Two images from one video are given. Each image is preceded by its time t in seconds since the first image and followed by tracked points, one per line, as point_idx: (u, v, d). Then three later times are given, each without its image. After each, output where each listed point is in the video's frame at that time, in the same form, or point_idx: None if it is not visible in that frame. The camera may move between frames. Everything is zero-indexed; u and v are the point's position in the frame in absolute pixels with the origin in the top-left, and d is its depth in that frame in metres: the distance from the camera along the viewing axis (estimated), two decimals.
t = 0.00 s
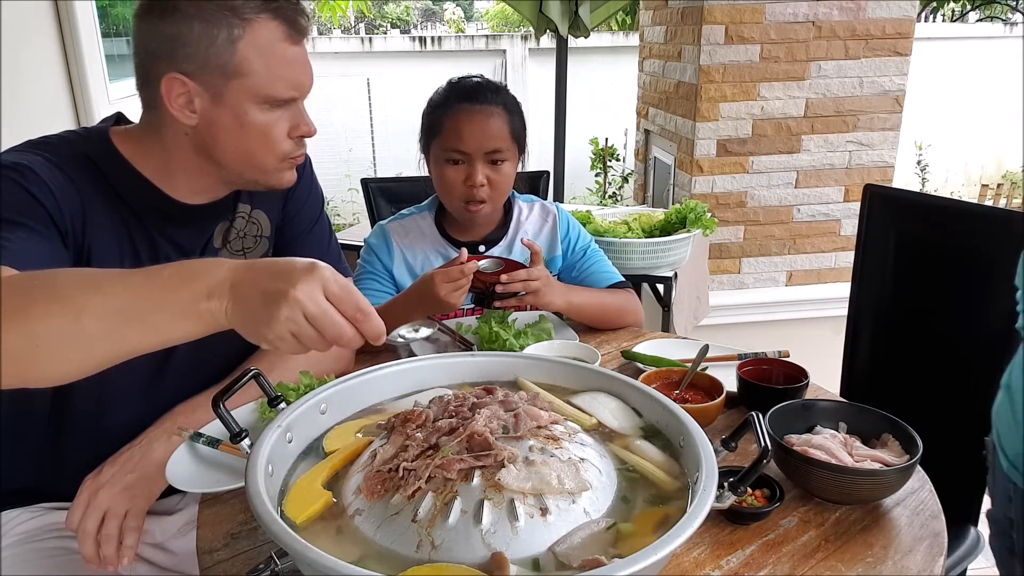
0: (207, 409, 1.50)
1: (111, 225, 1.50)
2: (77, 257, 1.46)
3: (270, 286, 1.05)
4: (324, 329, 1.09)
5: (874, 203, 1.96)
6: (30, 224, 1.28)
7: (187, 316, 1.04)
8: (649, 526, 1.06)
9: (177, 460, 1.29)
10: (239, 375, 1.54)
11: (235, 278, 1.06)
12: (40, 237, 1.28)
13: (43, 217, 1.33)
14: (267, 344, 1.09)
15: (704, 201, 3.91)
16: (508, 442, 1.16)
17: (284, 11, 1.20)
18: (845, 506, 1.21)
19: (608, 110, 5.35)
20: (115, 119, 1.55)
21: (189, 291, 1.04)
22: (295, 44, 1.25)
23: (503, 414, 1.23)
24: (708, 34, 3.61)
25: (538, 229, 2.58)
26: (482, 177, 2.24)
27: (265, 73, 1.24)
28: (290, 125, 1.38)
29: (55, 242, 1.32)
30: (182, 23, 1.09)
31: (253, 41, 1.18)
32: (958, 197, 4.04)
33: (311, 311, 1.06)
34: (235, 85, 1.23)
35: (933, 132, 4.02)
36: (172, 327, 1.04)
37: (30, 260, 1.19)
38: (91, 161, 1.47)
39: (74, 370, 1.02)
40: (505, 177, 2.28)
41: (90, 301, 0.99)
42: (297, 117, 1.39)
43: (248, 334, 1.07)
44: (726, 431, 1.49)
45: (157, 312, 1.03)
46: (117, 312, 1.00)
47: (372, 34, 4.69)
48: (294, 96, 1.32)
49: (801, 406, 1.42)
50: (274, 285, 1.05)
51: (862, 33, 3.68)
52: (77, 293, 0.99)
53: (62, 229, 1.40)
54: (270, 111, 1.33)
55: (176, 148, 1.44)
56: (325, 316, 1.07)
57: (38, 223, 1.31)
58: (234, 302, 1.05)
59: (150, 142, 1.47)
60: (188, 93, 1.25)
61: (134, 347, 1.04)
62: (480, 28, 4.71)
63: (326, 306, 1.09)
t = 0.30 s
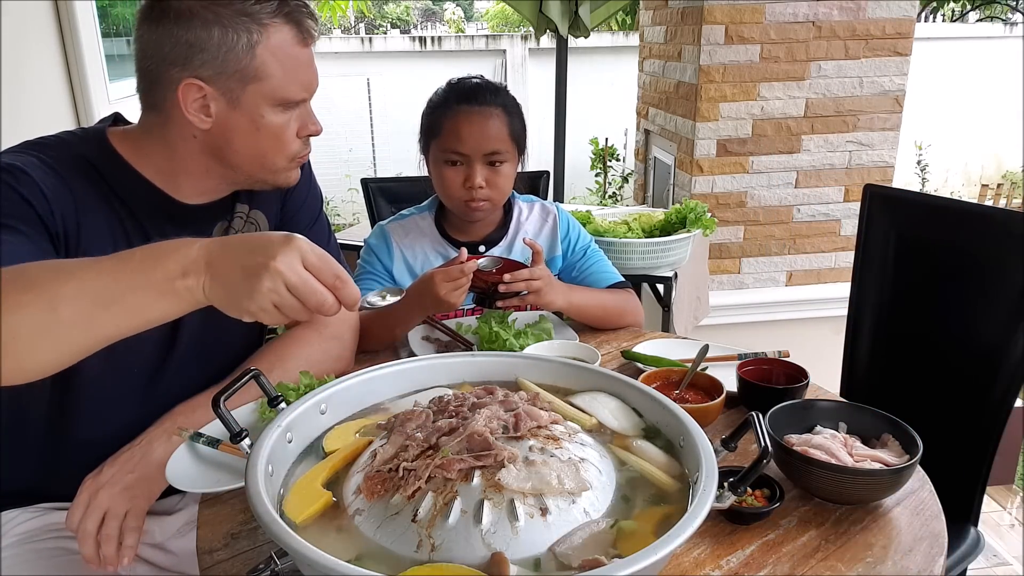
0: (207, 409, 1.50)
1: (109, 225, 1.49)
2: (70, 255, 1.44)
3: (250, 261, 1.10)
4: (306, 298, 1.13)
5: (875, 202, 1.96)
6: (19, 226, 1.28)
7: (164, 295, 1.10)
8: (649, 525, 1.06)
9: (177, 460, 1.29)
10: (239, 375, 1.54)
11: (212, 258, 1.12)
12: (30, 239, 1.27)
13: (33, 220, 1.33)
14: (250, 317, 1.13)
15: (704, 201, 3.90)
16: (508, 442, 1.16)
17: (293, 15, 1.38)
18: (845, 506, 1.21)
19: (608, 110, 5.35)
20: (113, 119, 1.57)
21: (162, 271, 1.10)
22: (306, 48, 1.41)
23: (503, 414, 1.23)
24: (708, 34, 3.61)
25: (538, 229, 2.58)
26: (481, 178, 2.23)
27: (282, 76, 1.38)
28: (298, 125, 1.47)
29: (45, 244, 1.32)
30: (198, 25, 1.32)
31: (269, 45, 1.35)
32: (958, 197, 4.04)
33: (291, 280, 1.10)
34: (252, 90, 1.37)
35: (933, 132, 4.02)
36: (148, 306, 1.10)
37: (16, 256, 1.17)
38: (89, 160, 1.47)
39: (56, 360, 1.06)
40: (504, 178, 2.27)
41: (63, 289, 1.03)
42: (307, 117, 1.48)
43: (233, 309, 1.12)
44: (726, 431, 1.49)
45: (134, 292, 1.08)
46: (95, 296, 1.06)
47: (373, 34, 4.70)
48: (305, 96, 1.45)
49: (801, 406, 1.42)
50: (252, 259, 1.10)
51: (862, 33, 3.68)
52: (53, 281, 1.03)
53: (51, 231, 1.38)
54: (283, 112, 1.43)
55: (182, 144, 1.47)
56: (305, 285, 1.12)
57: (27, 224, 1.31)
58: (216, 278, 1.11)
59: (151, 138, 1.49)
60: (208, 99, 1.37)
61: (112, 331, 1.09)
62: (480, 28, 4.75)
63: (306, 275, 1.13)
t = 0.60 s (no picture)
0: (207, 409, 1.50)
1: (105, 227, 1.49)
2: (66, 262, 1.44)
3: (234, 265, 1.13)
4: (289, 300, 1.19)
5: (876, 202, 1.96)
6: (11, 231, 1.28)
7: (148, 299, 1.10)
8: (650, 525, 1.06)
9: (177, 460, 1.29)
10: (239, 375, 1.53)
11: (193, 262, 1.13)
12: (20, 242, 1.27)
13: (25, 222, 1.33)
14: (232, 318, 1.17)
15: (704, 201, 3.90)
16: (508, 442, 1.16)
17: (291, 23, 1.30)
18: (845, 506, 1.21)
19: (608, 110, 5.35)
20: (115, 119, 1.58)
21: (145, 275, 1.10)
22: (299, 56, 1.34)
23: (503, 414, 1.23)
24: (708, 35, 3.61)
25: (538, 229, 2.58)
26: (480, 178, 2.23)
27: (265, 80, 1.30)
28: (285, 135, 1.44)
29: (37, 248, 1.32)
30: (187, 20, 1.21)
31: (255, 47, 1.26)
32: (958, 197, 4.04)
33: (277, 285, 1.16)
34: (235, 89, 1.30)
35: (933, 132, 4.02)
36: (132, 311, 1.10)
37: (6, 262, 1.17)
38: (88, 161, 1.47)
39: (43, 364, 1.05)
40: (502, 179, 2.28)
41: (47, 294, 1.03)
42: (295, 129, 1.44)
43: (216, 312, 1.15)
44: (726, 431, 1.49)
45: (116, 298, 1.08)
46: (79, 300, 1.05)
47: (373, 34, 4.70)
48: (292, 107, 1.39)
49: (801, 406, 1.42)
50: (237, 264, 1.13)
51: (862, 33, 3.68)
52: (37, 287, 1.03)
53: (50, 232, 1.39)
54: (264, 119, 1.38)
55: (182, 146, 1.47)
56: (289, 289, 1.18)
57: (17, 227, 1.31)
58: (200, 283, 1.13)
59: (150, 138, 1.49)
60: (185, 93, 1.32)
61: (108, 331, 1.10)
62: (479, 28, 4.73)
63: (287, 277, 1.18)
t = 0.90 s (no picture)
0: (207, 409, 1.50)
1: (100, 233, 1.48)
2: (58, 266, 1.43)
3: (211, 266, 1.13)
4: (271, 295, 1.19)
5: (875, 203, 1.96)
6: None
7: (122, 303, 1.10)
8: (650, 525, 1.06)
9: (177, 460, 1.29)
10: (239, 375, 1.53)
11: (168, 265, 1.13)
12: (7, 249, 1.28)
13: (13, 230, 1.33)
14: (213, 319, 1.16)
15: (704, 201, 3.90)
16: (508, 442, 1.16)
17: (254, 25, 1.30)
18: (845, 506, 1.21)
19: (608, 110, 5.35)
20: (113, 122, 1.58)
21: (118, 280, 1.10)
22: (259, 63, 1.29)
23: (503, 414, 1.23)
24: (708, 35, 3.61)
25: (538, 229, 2.58)
26: (480, 181, 2.23)
27: (216, 83, 1.28)
28: (244, 146, 1.36)
29: (23, 257, 1.33)
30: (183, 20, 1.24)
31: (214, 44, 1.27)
32: (958, 197, 4.04)
33: (256, 280, 1.16)
34: (188, 90, 1.30)
35: (933, 132, 4.02)
36: (107, 315, 1.10)
37: None
38: (86, 164, 1.47)
39: (31, 367, 1.07)
40: (502, 182, 2.27)
41: (22, 300, 1.03)
42: (255, 142, 1.36)
43: (196, 313, 1.15)
44: (726, 431, 1.49)
45: (93, 302, 1.08)
46: (53, 308, 1.05)
47: (373, 35, 4.70)
48: (247, 115, 1.31)
49: (801, 406, 1.42)
50: (213, 264, 1.13)
51: (862, 33, 3.68)
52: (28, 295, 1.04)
53: (41, 239, 1.40)
54: (225, 126, 1.33)
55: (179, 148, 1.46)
56: (269, 284, 1.18)
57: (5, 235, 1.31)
58: (176, 284, 1.13)
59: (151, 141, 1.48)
60: (157, 91, 1.33)
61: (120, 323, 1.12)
62: (480, 28, 4.67)
63: (269, 276, 1.18)
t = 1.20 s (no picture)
0: (207, 409, 1.50)
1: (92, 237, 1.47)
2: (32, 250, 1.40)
3: (189, 230, 1.15)
4: (252, 254, 1.23)
5: (876, 203, 1.96)
6: None
7: (97, 273, 1.11)
8: (650, 526, 1.06)
9: (177, 460, 1.29)
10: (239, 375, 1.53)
11: (143, 234, 1.14)
12: None
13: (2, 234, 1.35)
14: (195, 283, 1.18)
15: (704, 201, 3.90)
16: (508, 442, 1.16)
17: (239, 36, 1.29)
18: (845, 506, 1.21)
19: (608, 110, 5.36)
20: (108, 124, 1.58)
21: (93, 252, 1.11)
22: (244, 75, 1.28)
23: (503, 414, 1.23)
24: (708, 35, 3.61)
25: (538, 229, 2.58)
26: (480, 184, 2.23)
27: (202, 98, 1.28)
28: (234, 159, 1.35)
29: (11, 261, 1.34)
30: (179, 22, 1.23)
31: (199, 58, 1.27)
32: (958, 197, 4.05)
33: (236, 241, 1.19)
34: (176, 106, 1.30)
35: (932, 132, 4.02)
36: (84, 288, 1.10)
37: None
38: (80, 168, 1.47)
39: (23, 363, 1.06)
40: (503, 185, 2.27)
41: None
42: (244, 155, 1.35)
43: (177, 278, 1.17)
44: (726, 431, 1.49)
45: (68, 276, 1.09)
46: (31, 285, 1.06)
47: (373, 34, 4.71)
48: (234, 128, 1.31)
49: (801, 406, 1.42)
50: (191, 228, 1.16)
51: (862, 33, 3.68)
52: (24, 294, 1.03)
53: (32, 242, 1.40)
54: (210, 141, 1.32)
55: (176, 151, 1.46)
56: (249, 241, 1.22)
57: None
58: (154, 251, 1.14)
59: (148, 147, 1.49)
60: (146, 104, 1.35)
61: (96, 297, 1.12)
62: (479, 29, 4.71)
63: (246, 233, 1.22)
